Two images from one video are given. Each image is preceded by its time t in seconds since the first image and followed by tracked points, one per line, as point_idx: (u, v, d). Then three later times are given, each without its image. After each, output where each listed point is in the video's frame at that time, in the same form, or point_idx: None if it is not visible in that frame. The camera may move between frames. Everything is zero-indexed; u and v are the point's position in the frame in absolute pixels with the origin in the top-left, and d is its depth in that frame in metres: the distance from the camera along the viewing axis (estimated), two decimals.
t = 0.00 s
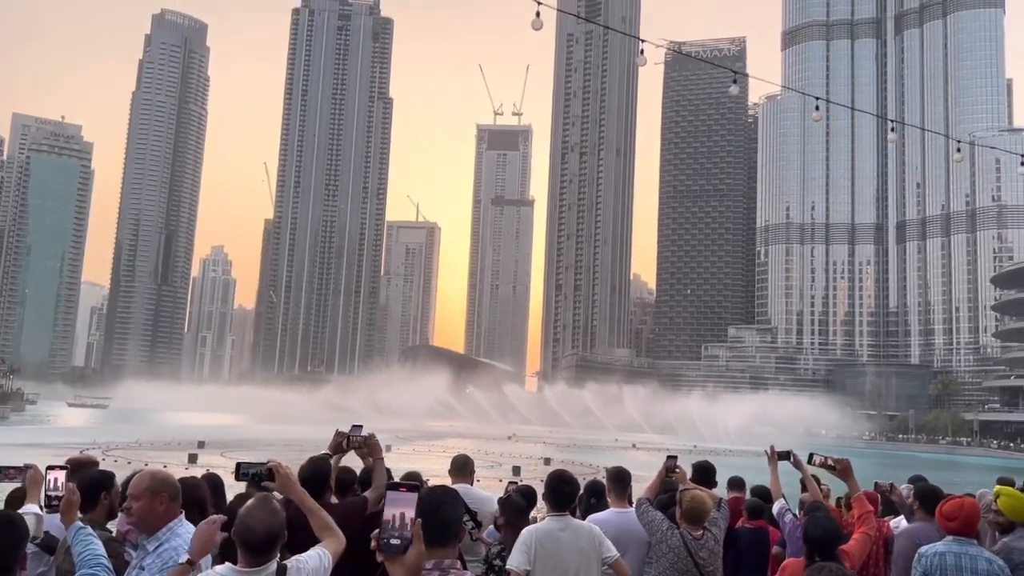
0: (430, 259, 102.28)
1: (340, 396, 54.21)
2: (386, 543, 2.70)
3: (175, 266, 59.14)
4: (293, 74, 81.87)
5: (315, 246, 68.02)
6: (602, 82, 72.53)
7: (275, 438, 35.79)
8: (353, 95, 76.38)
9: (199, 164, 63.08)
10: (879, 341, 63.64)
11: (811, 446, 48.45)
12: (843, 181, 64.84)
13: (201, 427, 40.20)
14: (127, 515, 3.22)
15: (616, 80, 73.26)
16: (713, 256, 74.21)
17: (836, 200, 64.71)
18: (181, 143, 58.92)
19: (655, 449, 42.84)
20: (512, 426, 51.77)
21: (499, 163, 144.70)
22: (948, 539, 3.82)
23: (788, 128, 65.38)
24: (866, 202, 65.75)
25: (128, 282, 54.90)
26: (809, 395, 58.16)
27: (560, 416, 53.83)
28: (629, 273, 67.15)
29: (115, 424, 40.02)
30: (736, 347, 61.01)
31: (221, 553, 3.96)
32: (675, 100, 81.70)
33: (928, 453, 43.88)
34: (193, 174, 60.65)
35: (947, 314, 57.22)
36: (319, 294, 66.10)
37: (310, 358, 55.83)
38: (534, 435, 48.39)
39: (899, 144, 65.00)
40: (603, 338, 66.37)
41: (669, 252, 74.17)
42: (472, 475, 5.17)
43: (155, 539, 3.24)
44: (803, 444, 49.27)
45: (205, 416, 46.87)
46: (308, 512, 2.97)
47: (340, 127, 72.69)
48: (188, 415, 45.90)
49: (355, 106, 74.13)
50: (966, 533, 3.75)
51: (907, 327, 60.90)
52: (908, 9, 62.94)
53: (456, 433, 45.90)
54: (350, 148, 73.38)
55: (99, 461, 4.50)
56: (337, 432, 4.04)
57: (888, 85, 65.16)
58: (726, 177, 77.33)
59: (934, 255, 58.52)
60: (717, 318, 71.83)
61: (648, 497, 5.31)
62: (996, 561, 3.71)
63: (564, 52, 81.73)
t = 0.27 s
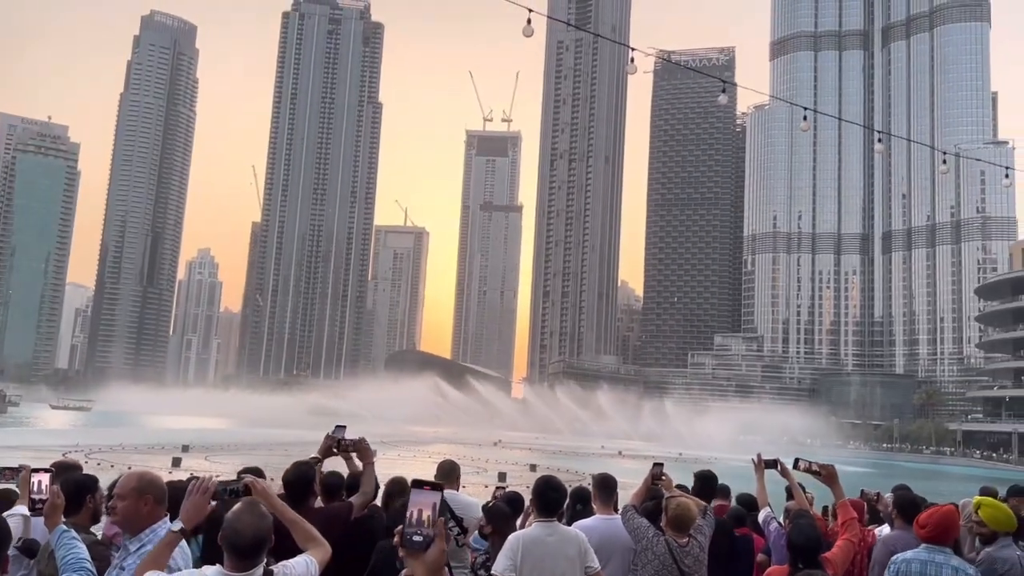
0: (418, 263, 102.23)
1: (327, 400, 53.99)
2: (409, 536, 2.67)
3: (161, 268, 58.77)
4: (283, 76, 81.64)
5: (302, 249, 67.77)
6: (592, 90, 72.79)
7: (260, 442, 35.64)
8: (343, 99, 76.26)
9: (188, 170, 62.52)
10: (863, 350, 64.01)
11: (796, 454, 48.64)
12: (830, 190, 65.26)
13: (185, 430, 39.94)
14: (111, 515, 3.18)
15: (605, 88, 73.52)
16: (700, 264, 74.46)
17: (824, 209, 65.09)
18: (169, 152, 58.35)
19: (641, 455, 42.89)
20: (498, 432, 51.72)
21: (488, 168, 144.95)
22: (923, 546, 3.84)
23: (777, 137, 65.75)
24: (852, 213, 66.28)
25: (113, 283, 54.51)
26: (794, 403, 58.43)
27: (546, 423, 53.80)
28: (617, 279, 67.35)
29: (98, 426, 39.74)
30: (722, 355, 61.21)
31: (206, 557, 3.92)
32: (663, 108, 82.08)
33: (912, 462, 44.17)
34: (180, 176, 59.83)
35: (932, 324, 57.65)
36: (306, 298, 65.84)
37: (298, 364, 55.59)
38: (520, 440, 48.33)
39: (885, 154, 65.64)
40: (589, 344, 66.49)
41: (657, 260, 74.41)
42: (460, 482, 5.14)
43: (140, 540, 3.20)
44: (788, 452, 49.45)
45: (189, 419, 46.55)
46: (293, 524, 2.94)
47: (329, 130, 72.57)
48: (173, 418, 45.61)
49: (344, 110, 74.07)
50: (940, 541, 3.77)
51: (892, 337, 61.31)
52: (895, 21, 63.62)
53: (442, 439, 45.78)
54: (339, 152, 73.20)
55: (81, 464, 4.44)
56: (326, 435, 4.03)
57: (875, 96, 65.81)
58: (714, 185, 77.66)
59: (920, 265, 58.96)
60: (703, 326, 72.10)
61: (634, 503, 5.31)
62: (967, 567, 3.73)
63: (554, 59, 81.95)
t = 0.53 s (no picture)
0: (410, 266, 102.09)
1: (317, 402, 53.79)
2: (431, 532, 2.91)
3: (151, 269, 58.52)
4: (276, 78, 81.49)
5: (293, 251, 67.53)
6: (585, 94, 72.94)
7: (251, 444, 35.58)
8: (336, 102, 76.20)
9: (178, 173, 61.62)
10: (854, 356, 64.19)
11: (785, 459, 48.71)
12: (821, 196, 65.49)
13: (174, 432, 39.74)
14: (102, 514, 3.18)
15: (598, 92, 73.65)
16: (692, 269, 74.56)
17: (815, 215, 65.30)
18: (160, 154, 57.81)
19: (631, 459, 42.89)
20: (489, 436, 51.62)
21: (481, 172, 145.07)
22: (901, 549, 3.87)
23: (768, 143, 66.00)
24: (842, 218, 66.60)
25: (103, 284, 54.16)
26: (784, 408, 58.53)
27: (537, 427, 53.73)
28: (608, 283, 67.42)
29: (88, 428, 39.61)
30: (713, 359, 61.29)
31: (196, 559, 3.92)
32: (656, 113, 82.35)
33: (901, 468, 44.30)
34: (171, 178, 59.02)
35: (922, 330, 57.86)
36: (297, 300, 65.59)
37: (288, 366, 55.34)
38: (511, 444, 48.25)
39: (876, 160, 66.01)
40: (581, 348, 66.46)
41: (649, 264, 74.47)
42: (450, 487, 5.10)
43: (130, 539, 3.19)
44: (778, 456, 49.52)
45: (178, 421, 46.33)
46: (285, 528, 2.93)
47: (321, 132, 72.43)
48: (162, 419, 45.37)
49: (337, 112, 73.96)
50: (916, 546, 3.80)
51: (882, 343, 61.50)
52: (886, 28, 64.01)
53: (432, 442, 45.64)
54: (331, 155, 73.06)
55: (73, 465, 4.44)
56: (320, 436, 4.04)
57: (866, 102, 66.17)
58: (706, 191, 77.80)
59: (910, 271, 59.20)
60: (694, 331, 72.20)
61: (625, 507, 5.31)
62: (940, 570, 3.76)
63: (547, 63, 82.06)
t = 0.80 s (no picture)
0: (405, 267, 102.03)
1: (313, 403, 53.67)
2: (455, 526, 3.35)
3: (146, 269, 58.41)
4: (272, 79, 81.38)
5: (289, 252, 67.38)
6: (581, 95, 72.96)
7: (246, 445, 35.54)
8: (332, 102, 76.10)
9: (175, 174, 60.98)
10: (849, 358, 64.26)
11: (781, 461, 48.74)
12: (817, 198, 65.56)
13: (169, 433, 39.65)
14: (96, 512, 3.20)
15: (594, 94, 73.66)
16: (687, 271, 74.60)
17: (811, 217, 65.34)
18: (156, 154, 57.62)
19: (627, 461, 42.89)
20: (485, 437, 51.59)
21: (477, 173, 145.03)
22: (886, 550, 3.90)
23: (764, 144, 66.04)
24: (839, 221, 66.62)
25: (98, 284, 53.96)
26: (780, 410, 58.58)
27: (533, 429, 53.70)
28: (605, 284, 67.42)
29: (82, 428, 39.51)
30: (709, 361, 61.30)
31: (191, 559, 3.92)
32: (653, 115, 82.44)
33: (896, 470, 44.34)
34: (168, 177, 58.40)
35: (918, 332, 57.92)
36: (293, 301, 65.40)
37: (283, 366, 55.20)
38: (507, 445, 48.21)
39: (872, 162, 66.06)
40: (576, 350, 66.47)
41: (645, 266, 74.49)
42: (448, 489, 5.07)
43: (122, 539, 3.19)
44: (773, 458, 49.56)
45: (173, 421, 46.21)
46: (281, 530, 2.93)
47: (317, 133, 72.32)
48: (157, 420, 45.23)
49: (333, 113, 73.85)
50: (902, 544, 3.82)
51: (877, 345, 61.58)
52: (883, 31, 64.11)
53: (428, 443, 45.59)
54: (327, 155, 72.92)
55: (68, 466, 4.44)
56: (313, 435, 4.02)
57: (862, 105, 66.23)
58: (702, 192, 77.84)
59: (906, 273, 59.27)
60: (690, 333, 72.24)
61: (621, 508, 5.30)
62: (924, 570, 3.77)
63: (543, 65, 82.08)
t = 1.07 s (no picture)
0: (405, 268, 102.48)
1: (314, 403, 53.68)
2: (473, 524, 3.22)
3: (147, 269, 58.55)
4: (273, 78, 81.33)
5: (290, 252, 67.42)
6: (581, 95, 73.06)
7: (247, 445, 35.64)
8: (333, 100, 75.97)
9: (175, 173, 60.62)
10: (850, 357, 64.32)
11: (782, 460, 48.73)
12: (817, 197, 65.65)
13: (171, 433, 39.69)
14: (99, 511, 3.20)
15: (594, 93, 73.64)
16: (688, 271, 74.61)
17: (811, 216, 65.41)
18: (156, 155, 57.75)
19: (628, 460, 42.88)
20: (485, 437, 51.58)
21: (478, 173, 145.16)
22: (886, 548, 3.91)
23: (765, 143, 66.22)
24: (839, 220, 66.66)
25: (100, 284, 54.00)
26: (781, 409, 58.61)
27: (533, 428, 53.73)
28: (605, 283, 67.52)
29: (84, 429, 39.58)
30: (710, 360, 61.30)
31: (195, 558, 3.95)
32: (654, 114, 82.50)
33: (898, 469, 44.34)
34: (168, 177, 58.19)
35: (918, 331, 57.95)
36: (294, 300, 65.40)
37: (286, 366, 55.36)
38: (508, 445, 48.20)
39: (872, 162, 66.13)
40: (577, 349, 66.54)
41: (645, 266, 74.53)
42: (450, 486, 5.06)
43: (126, 538, 3.19)
44: (774, 457, 49.59)
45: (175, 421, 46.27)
46: (284, 528, 2.94)
47: (318, 132, 72.42)
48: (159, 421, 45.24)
49: (334, 112, 73.92)
50: (902, 544, 3.83)
51: (878, 344, 61.62)
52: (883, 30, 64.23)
53: (428, 442, 45.58)
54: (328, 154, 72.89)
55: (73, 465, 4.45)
56: (315, 431, 4.03)
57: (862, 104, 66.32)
58: (703, 191, 77.84)
59: (907, 273, 59.26)
60: (690, 332, 72.38)
61: (623, 507, 5.30)
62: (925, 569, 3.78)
63: (544, 65, 82.14)
